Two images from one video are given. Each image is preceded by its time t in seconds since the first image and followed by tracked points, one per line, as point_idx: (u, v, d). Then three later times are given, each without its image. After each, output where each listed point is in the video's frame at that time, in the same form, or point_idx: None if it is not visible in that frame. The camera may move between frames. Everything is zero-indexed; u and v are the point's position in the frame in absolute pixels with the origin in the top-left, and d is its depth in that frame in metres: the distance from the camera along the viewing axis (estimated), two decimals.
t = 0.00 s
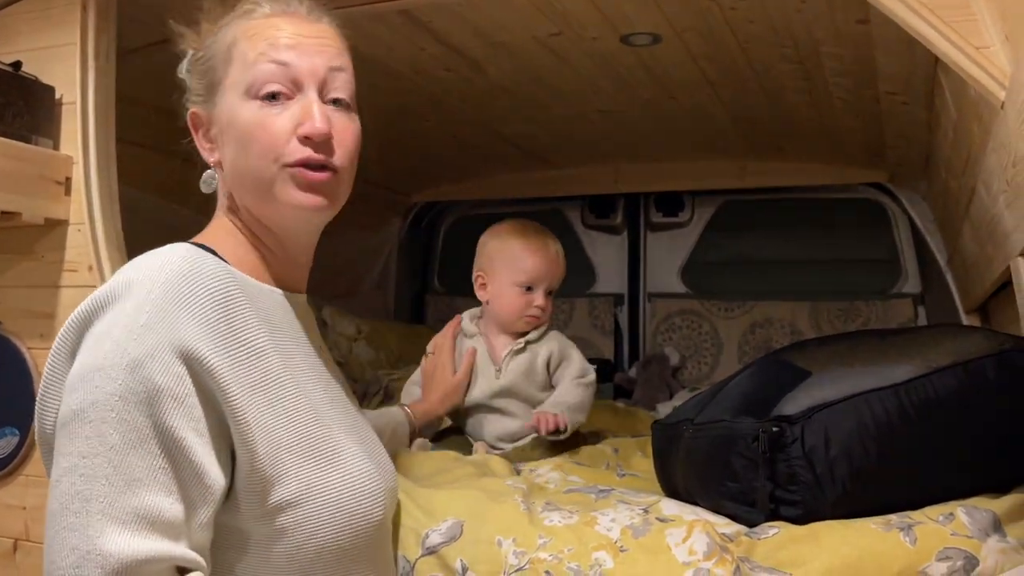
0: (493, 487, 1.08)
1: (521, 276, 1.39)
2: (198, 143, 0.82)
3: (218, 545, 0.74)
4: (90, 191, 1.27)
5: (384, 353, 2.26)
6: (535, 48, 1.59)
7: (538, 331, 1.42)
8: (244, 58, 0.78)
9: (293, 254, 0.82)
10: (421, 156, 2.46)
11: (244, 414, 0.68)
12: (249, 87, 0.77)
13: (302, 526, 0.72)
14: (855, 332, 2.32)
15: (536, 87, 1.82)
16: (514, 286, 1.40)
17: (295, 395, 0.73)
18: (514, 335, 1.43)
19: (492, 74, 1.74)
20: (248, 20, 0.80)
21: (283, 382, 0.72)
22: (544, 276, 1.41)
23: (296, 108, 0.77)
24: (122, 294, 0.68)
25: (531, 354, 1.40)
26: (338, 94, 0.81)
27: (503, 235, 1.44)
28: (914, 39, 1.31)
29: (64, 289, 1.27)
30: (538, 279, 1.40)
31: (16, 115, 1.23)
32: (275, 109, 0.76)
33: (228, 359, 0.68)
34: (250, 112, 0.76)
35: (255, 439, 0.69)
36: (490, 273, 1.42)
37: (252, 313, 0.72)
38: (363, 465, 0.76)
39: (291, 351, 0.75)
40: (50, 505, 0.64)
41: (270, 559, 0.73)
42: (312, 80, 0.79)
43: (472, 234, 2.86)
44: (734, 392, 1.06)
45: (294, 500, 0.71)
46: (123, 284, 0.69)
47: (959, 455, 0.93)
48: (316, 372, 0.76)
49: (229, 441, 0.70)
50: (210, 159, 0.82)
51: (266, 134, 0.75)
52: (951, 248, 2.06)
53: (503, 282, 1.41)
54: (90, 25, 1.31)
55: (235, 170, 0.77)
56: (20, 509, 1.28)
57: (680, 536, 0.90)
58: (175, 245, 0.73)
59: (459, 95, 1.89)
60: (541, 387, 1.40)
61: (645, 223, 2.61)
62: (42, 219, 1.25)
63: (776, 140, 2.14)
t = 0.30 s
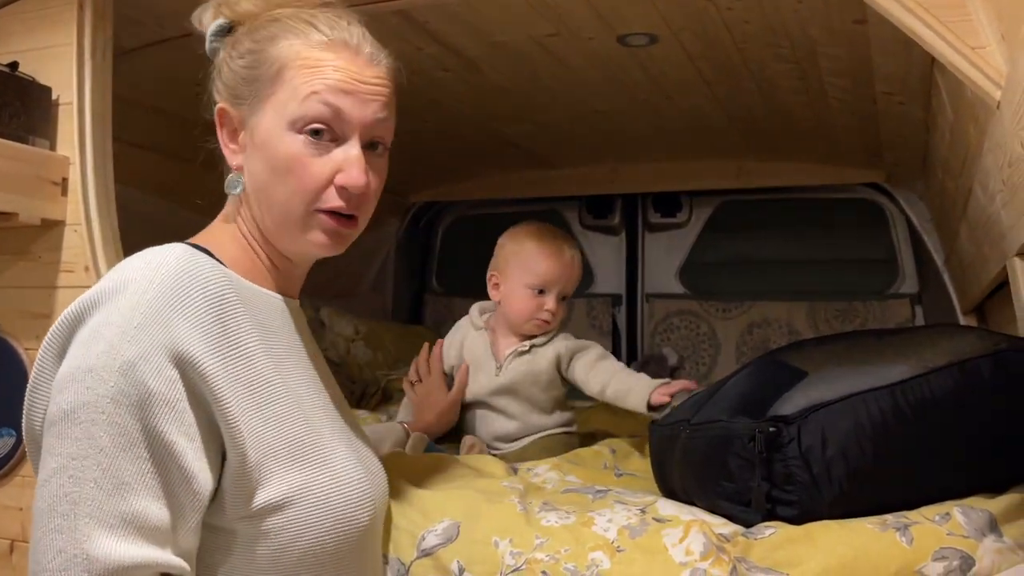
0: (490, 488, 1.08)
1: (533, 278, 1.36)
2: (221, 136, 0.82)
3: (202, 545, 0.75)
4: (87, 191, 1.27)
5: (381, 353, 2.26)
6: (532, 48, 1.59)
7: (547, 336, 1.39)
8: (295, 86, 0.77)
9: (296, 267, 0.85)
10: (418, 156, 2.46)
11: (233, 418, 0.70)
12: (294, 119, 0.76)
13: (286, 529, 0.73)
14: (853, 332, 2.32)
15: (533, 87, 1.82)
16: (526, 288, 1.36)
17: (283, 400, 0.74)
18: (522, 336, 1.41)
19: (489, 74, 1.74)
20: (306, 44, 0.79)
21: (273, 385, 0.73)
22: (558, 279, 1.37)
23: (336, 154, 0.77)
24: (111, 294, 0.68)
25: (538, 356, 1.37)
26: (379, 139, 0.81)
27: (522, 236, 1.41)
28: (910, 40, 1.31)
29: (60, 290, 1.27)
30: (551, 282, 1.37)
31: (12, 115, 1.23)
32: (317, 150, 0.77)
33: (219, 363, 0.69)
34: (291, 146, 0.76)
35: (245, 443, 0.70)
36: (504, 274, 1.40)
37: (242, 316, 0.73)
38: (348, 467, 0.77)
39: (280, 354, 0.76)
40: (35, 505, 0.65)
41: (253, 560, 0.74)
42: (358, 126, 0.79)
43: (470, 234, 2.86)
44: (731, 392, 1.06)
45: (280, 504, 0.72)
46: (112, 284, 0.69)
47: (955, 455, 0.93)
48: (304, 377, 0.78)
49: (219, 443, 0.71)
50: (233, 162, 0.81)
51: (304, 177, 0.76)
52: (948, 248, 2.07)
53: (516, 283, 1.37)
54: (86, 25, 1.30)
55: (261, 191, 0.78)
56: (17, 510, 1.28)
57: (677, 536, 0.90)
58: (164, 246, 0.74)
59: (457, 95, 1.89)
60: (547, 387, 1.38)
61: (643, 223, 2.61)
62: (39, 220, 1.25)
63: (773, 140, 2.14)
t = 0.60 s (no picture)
0: (488, 490, 1.08)
1: (549, 286, 1.35)
2: (224, 148, 0.82)
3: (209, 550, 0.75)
4: (85, 193, 1.27)
5: (380, 355, 2.26)
6: (531, 50, 1.59)
7: (556, 343, 1.39)
8: (292, 97, 0.76)
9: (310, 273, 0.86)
10: (417, 158, 2.46)
11: (249, 424, 0.70)
12: (294, 130, 0.76)
13: (296, 536, 0.74)
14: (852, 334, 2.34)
15: (531, 89, 1.82)
16: (541, 295, 1.36)
17: (296, 407, 0.75)
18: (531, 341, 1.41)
19: (488, 76, 1.74)
20: (297, 50, 0.77)
21: (287, 393, 0.74)
22: (573, 289, 1.36)
23: (339, 163, 0.77)
24: (128, 296, 0.68)
25: (545, 361, 1.38)
26: (381, 139, 0.81)
27: (540, 242, 1.40)
28: (908, 42, 1.31)
29: (59, 292, 1.27)
30: (567, 291, 1.36)
31: (10, 117, 1.23)
32: (319, 160, 0.77)
33: (235, 368, 0.70)
34: (292, 159, 0.76)
35: (260, 449, 0.71)
36: (519, 278, 1.39)
37: (257, 322, 0.74)
38: (357, 478, 0.78)
39: (293, 360, 0.77)
40: (46, 507, 0.64)
41: (260, 567, 0.74)
42: (358, 130, 0.78)
43: (468, 236, 2.86)
44: (729, 393, 1.06)
45: (292, 510, 0.73)
46: (129, 286, 0.69)
47: (954, 457, 0.93)
48: (315, 384, 0.78)
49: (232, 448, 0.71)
50: (236, 173, 0.81)
51: (309, 189, 0.76)
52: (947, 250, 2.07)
53: (530, 289, 1.37)
54: (84, 27, 1.30)
55: (269, 204, 0.79)
56: (15, 512, 1.28)
57: (675, 537, 0.90)
58: (177, 248, 0.74)
59: (455, 97, 1.89)
60: (552, 392, 1.38)
61: (642, 225, 2.61)
62: (37, 222, 1.25)
63: (771, 142, 2.15)
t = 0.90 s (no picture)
0: (486, 494, 1.08)
1: (543, 296, 1.36)
2: (216, 150, 0.83)
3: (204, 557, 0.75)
4: (83, 197, 1.27)
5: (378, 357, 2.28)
6: (528, 54, 1.59)
7: (552, 351, 1.39)
8: (275, 100, 0.76)
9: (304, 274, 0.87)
10: (415, 160, 2.46)
11: (243, 429, 0.70)
12: (277, 134, 0.76)
13: (291, 543, 0.74)
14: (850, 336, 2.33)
15: (529, 92, 1.82)
16: (536, 305, 1.36)
17: (292, 413, 0.75)
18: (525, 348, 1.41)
19: (485, 80, 1.74)
20: (281, 52, 0.77)
21: (282, 398, 0.74)
22: (567, 297, 1.37)
23: (325, 166, 0.77)
24: (124, 298, 0.68)
25: (540, 369, 1.38)
26: (372, 140, 0.80)
27: (535, 250, 1.41)
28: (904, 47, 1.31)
29: (57, 296, 1.27)
30: (562, 300, 1.37)
31: (8, 122, 1.23)
32: (304, 164, 0.77)
33: (230, 372, 0.70)
34: (277, 163, 0.76)
35: (254, 454, 0.71)
36: (513, 287, 1.40)
37: (253, 327, 0.74)
38: (353, 486, 0.79)
39: (290, 364, 0.77)
40: (36, 512, 0.64)
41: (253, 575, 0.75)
42: (345, 132, 0.78)
43: (466, 238, 2.86)
44: (726, 397, 1.07)
45: (286, 518, 0.73)
46: (124, 289, 0.69)
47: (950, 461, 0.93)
48: (312, 390, 0.79)
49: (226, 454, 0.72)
50: (229, 176, 0.82)
51: (293, 193, 0.76)
52: (943, 252, 2.08)
53: (524, 299, 1.37)
54: (82, 31, 1.30)
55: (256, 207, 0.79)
56: (13, 516, 1.28)
57: (672, 541, 0.90)
58: (173, 251, 0.74)
59: (453, 100, 1.89)
60: (548, 399, 1.38)
61: (639, 227, 2.62)
62: (35, 226, 1.25)
63: (769, 144, 2.15)
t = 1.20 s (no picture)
0: (483, 498, 1.09)
1: (530, 303, 1.34)
2: (215, 155, 0.81)
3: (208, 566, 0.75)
4: (80, 202, 1.27)
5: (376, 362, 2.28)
6: (524, 58, 1.59)
7: (543, 357, 1.39)
8: (291, 104, 0.75)
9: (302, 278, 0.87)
10: (412, 164, 2.46)
11: (248, 441, 0.71)
12: (293, 138, 0.75)
13: (297, 553, 0.75)
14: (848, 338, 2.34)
15: (526, 96, 1.83)
16: (524, 313, 1.35)
17: (294, 422, 0.75)
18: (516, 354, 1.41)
19: (482, 84, 1.75)
20: (292, 54, 0.76)
21: (282, 408, 0.75)
22: (554, 304, 1.36)
23: (343, 168, 0.77)
24: (124, 311, 0.68)
25: (532, 375, 1.38)
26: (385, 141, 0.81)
27: (521, 257, 1.39)
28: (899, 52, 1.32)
29: (53, 301, 1.27)
30: (549, 307, 1.36)
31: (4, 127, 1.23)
32: (320, 168, 0.77)
33: (233, 383, 0.70)
34: (292, 167, 0.76)
35: (258, 465, 0.71)
36: (501, 295, 1.39)
37: (253, 337, 0.74)
38: (354, 493, 0.80)
39: (289, 373, 0.77)
40: (42, 527, 0.64)
41: None
42: (363, 134, 0.78)
43: (464, 241, 2.87)
44: (720, 402, 1.08)
45: (291, 527, 0.74)
46: (125, 300, 0.69)
47: (944, 465, 0.93)
48: (312, 399, 0.79)
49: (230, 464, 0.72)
50: (232, 181, 0.81)
51: (309, 196, 0.76)
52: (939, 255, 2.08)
53: (513, 308, 1.36)
54: (79, 36, 1.31)
55: (269, 211, 0.79)
56: (10, 521, 1.28)
57: (668, 546, 0.91)
58: (171, 260, 0.74)
59: (450, 104, 1.90)
60: (541, 404, 1.39)
61: (637, 230, 2.63)
62: (32, 231, 1.25)
63: (765, 148, 2.16)
